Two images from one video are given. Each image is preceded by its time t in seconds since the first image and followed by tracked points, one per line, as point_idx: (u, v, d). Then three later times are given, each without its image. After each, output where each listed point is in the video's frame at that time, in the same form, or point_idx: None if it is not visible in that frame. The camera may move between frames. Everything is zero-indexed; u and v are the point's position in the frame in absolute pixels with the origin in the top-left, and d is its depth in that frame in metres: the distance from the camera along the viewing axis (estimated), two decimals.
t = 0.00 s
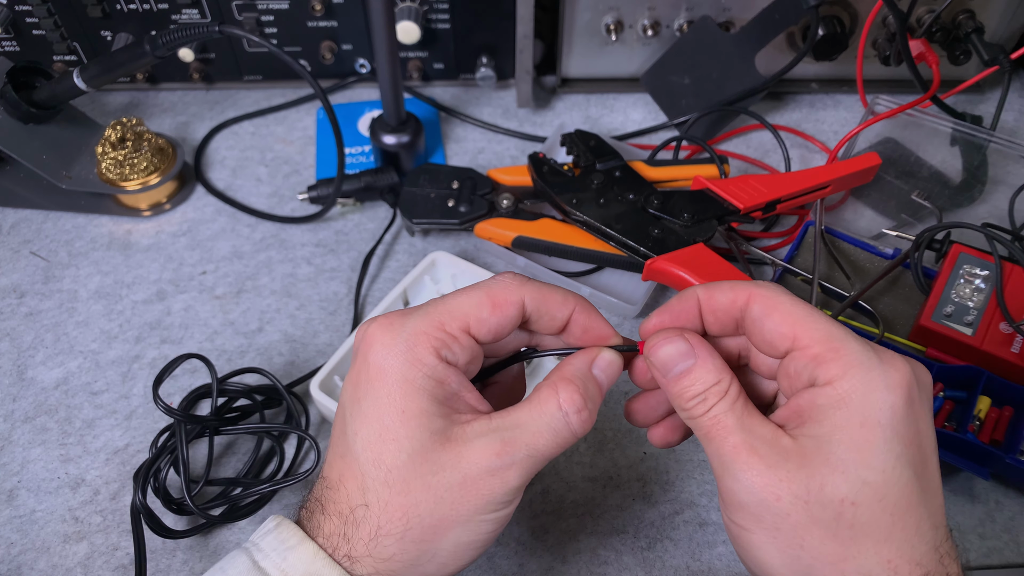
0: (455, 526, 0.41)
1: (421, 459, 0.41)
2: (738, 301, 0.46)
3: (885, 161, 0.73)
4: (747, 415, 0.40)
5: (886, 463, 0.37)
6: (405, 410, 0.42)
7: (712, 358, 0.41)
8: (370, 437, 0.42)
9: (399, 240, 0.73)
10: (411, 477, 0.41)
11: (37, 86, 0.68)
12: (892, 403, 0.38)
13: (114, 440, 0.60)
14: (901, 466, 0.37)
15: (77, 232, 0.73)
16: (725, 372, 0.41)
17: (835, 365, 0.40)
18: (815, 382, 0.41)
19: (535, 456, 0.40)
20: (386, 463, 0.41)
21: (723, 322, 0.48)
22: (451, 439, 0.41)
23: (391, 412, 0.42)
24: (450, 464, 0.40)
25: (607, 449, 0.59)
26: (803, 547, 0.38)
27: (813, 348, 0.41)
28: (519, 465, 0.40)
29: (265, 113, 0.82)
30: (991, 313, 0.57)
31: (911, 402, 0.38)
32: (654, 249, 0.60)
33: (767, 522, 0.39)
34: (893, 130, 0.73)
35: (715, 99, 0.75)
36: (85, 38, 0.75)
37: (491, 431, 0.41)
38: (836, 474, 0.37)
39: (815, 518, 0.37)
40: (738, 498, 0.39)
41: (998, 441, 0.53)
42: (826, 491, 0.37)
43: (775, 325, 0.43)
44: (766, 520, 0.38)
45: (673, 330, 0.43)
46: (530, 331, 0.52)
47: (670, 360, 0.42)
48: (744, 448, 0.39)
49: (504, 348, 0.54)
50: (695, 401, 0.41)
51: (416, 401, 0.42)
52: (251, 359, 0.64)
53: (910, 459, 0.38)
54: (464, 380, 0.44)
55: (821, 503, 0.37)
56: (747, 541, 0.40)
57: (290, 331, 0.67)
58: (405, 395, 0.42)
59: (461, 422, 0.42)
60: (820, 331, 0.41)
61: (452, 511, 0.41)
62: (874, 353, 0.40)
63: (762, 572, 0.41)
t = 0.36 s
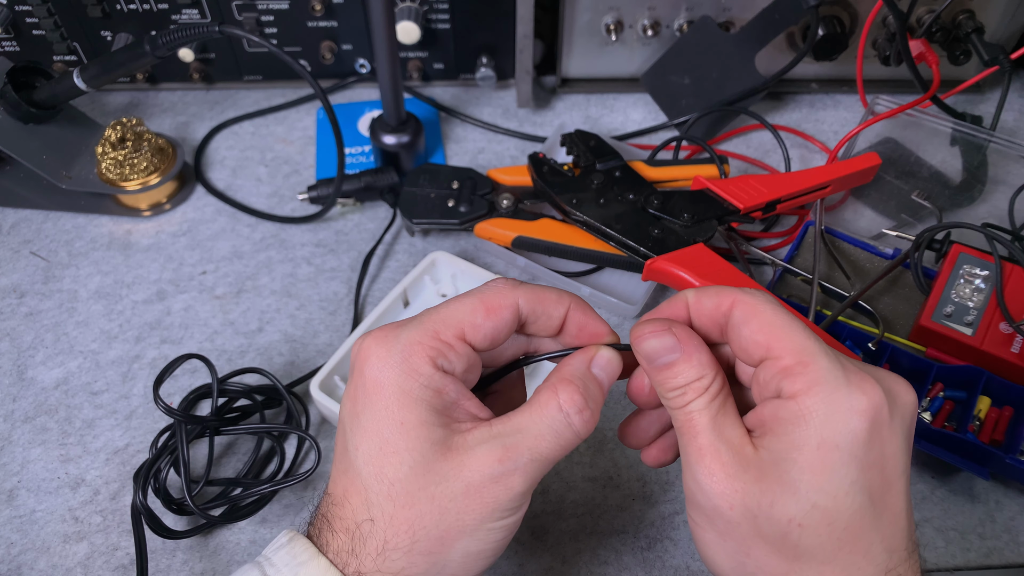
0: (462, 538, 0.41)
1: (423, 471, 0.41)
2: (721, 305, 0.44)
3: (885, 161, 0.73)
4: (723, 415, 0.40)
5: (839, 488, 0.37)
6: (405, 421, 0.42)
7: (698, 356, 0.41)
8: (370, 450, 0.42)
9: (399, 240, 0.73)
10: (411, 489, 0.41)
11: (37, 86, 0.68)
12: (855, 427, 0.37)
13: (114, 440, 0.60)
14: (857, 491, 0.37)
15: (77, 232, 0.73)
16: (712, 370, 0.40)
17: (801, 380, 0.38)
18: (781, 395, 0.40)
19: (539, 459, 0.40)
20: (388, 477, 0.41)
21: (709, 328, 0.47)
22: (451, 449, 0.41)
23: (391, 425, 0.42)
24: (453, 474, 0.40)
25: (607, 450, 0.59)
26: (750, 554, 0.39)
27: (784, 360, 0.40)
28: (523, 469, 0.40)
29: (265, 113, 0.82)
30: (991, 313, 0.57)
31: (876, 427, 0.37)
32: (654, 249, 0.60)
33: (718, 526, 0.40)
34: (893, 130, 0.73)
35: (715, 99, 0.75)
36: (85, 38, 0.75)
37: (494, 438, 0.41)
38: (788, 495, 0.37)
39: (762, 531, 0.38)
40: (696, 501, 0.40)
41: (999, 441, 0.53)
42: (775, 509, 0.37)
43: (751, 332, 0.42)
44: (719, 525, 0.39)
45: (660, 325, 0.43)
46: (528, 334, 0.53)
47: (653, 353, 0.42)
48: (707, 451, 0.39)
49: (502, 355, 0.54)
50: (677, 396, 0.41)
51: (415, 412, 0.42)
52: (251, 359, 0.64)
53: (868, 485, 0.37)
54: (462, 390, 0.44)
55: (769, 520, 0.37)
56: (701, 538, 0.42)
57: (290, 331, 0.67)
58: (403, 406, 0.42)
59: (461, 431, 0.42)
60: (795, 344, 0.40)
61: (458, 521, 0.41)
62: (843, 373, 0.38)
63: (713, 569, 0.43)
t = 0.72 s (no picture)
0: (472, 561, 0.42)
1: (436, 498, 0.40)
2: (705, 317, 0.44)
3: (885, 161, 0.73)
4: (711, 415, 0.40)
5: (815, 499, 0.36)
6: (415, 446, 0.41)
7: (689, 351, 0.41)
8: (383, 478, 0.42)
9: (399, 240, 0.73)
10: (426, 515, 0.41)
11: (37, 86, 0.68)
12: (831, 438, 0.36)
13: (115, 440, 0.60)
14: (834, 502, 0.36)
15: (77, 232, 0.73)
16: (705, 363, 0.41)
17: (779, 387, 0.38)
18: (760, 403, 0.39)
19: (550, 481, 0.40)
20: (402, 504, 0.41)
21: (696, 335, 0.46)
22: (465, 473, 0.41)
23: (403, 451, 0.41)
24: (467, 498, 0.40)
25: (606, 450, 0.59)
26: (730, 558, 0.40)
27: (764, 368, 0.39)
28: (537, 491, 0.40)
29: (265, 113, 0.82)
30: (991, 313, 0.57)
31: (853, 439, 0.36)
32: (654, 249, 0.60)
33: (702, 527, 0.40)
34: (893, 130, 0.73)
35: (715, 99, 0.75)
36: (85, 38, 0.75)
37: (506, 463, 0.41)
38: (764, 505, 0.37)
39: (739, 537, 0.38)
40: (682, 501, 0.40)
41: (998, 441, 0.53)
42: (753, 517, 0.37)
43: (733, 341, 0.41)
44: (703, 525, 0.40)
45: (652, 318, 0.43)
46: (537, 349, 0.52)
47: (645, 348, 0.41)
48: (692, 455, 0.39)
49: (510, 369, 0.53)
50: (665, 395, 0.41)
51: (427, 439, 0.41)
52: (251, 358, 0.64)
53: (846, 496, 0.37)
54: (473, 413, 0.44)
55: (747, 528, 0.38)
56: (685, 538, 0.42)
57: (290, 331, 0.67)
58: (415, 433, 0.42)
59: (472, 454, 0.42)
60: (774, 352, 0.39)
61: (473, 545, 0.41)
62: (821, 384, 0.37)
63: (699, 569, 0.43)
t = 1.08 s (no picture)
0: (411, 514, 0.40)
1: (375, 444, 0.41)
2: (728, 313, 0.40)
3: (885, 161, 0.73)
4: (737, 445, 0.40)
5: (878, 531, 0.35)
6: (359, 392, 0.43)
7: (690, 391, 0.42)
8: (329, 425, 0.43)
9: (399, 240, 0.73)
10: (369, 461, 0.41)
11: (37, 86, 0.68)
12: (884, 458, 0.35)
13: (115, 440, 0.60)
14: (900, 526, 0.35)
15: (78, 232, 0.73)
16: (705, 399, 0.42)
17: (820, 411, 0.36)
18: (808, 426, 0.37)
19: (492, 434, 0.39)
20: (343, 450, 0.42)
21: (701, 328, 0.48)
22: (406, 423, 0.41)
23: (348, 399, 0.43)
24: (406, 448, 0.40)
25: (607, 449, 0.59)
26: None
27: (805, 398, 0.36)
28: (477, 442, 0.39)
29: (265, 113, 0.82)
30: (991, 313, 0.57)
31: (914, 458, 0.35)
32: (654, 249, 0.60)
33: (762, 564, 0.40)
34: (893, 130, 0.73)
35: (715, 99, 0.75)
36: (85, 38, 0.75)
37: (448, 414, 0.40)
38: (826, 542, 0.36)
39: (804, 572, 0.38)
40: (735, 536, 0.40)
41: (998, 442, 0.53)
42: (813, 553, 0.37)
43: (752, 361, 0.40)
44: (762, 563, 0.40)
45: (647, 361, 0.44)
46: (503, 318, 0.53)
47: (648, 389, 0.43)
48: (734, 495, 0.39)
49: (475, 341, 0.54)
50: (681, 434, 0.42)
51: (372, 386, 0.43)
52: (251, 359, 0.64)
53: (914, 519, 0.35)
54: (424, 368, 0.45)
55: (809, 561, 0.37)
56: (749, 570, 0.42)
57: (290, 331, 0.67)
58: (361, 380, 0.43)
59: (418, 408, 0.42)
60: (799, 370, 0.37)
61: (408, 496, 0.40)
62: (872, 400, 0.35)
63: None
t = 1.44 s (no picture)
0: (409, 529, 0.40)
1: (378, 454, 0.41)
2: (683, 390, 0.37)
3: (886, 161, 0.73)
4: (727, 468, 0.41)
5: None
6: (366, 401, 0.43)
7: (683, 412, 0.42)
8: (333, 433, 0.43)
9: (399, 240, 0.73)
10: (370, 472, 0.41)
11: (37, 86, 0.68)
12: (855, 552, 0.32)
13: (115, 440, 0.60)
14: None
15: (77, 232, 0.73)
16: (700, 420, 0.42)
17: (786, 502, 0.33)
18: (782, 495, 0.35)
19: (495, 456, 0.39)
20: (346, 458, 0.42)
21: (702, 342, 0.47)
22: (412, 438, 0.41)
23: (357, 410, 0.43)
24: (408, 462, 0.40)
25: (607, 450, 0.59)
26: None
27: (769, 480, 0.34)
28: (481, 463, 0.39)
29: (265, 113, 0.82)
30: (991, 313, 0.57)
31: (892, 541, 0.31)
32: (654, 249, 0.60)
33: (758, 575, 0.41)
34: (893, 130, 0.73)
35: (715, 99, 0.75)
36: (85, 38, 0.75)
37: (454, 432, 0.41)
38: None
39: None
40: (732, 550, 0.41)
41: (997, 441, 0.54)
42: None
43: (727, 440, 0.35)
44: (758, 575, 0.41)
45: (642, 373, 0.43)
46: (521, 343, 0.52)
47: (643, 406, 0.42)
48: (726, 512, 0.41)
49: (489, 363, 0.54)
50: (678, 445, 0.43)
51: (381, 399, 0.43)
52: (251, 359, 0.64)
53: None
54: (434, 385, 0.45)
55: None
56: None
57: (290, 331, 0.67)
58: (371, 391, 0.44)
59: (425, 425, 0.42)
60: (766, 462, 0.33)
61: (407, 511, 0.40)
62: (835, 486, 0.32)
63: None
